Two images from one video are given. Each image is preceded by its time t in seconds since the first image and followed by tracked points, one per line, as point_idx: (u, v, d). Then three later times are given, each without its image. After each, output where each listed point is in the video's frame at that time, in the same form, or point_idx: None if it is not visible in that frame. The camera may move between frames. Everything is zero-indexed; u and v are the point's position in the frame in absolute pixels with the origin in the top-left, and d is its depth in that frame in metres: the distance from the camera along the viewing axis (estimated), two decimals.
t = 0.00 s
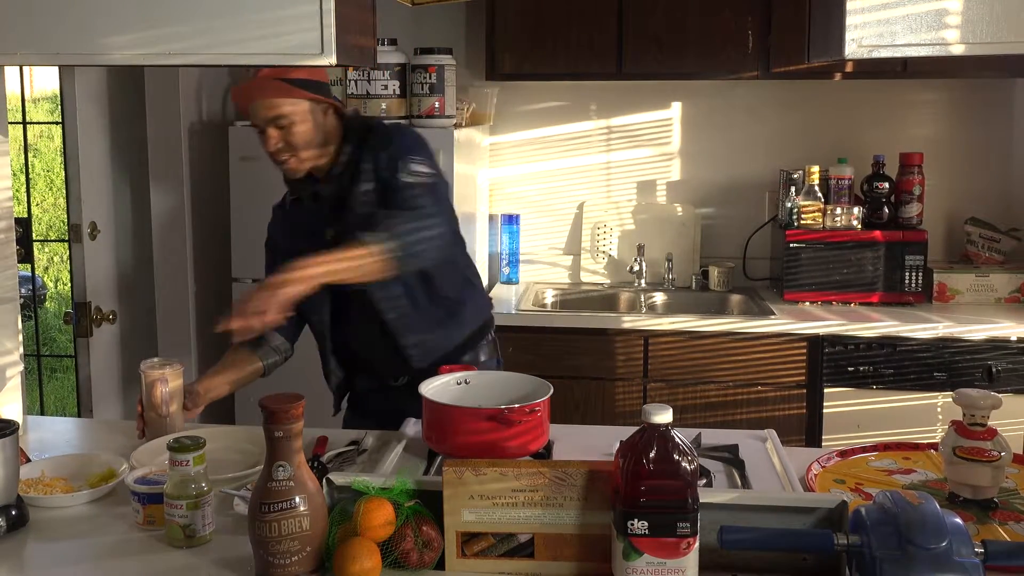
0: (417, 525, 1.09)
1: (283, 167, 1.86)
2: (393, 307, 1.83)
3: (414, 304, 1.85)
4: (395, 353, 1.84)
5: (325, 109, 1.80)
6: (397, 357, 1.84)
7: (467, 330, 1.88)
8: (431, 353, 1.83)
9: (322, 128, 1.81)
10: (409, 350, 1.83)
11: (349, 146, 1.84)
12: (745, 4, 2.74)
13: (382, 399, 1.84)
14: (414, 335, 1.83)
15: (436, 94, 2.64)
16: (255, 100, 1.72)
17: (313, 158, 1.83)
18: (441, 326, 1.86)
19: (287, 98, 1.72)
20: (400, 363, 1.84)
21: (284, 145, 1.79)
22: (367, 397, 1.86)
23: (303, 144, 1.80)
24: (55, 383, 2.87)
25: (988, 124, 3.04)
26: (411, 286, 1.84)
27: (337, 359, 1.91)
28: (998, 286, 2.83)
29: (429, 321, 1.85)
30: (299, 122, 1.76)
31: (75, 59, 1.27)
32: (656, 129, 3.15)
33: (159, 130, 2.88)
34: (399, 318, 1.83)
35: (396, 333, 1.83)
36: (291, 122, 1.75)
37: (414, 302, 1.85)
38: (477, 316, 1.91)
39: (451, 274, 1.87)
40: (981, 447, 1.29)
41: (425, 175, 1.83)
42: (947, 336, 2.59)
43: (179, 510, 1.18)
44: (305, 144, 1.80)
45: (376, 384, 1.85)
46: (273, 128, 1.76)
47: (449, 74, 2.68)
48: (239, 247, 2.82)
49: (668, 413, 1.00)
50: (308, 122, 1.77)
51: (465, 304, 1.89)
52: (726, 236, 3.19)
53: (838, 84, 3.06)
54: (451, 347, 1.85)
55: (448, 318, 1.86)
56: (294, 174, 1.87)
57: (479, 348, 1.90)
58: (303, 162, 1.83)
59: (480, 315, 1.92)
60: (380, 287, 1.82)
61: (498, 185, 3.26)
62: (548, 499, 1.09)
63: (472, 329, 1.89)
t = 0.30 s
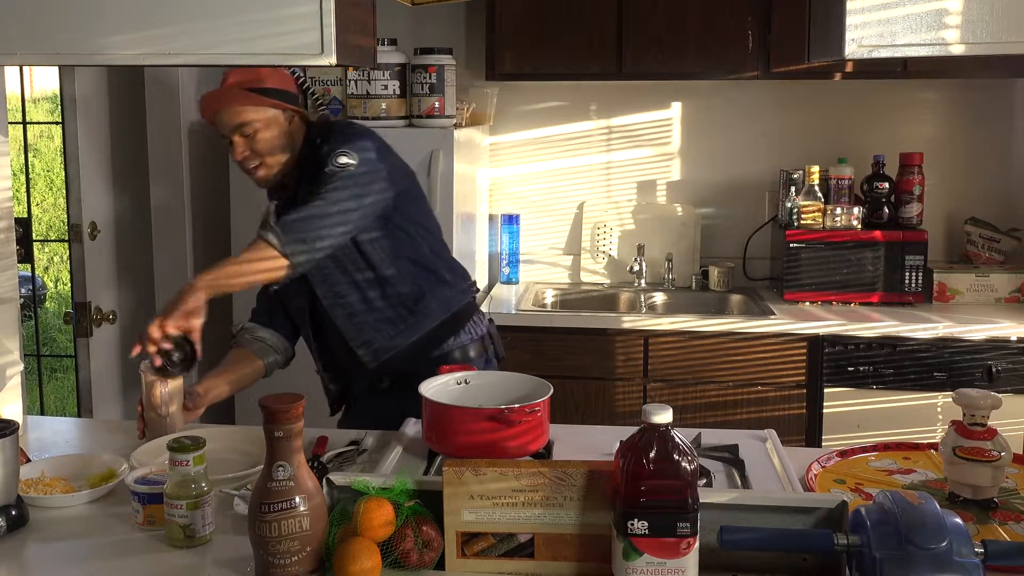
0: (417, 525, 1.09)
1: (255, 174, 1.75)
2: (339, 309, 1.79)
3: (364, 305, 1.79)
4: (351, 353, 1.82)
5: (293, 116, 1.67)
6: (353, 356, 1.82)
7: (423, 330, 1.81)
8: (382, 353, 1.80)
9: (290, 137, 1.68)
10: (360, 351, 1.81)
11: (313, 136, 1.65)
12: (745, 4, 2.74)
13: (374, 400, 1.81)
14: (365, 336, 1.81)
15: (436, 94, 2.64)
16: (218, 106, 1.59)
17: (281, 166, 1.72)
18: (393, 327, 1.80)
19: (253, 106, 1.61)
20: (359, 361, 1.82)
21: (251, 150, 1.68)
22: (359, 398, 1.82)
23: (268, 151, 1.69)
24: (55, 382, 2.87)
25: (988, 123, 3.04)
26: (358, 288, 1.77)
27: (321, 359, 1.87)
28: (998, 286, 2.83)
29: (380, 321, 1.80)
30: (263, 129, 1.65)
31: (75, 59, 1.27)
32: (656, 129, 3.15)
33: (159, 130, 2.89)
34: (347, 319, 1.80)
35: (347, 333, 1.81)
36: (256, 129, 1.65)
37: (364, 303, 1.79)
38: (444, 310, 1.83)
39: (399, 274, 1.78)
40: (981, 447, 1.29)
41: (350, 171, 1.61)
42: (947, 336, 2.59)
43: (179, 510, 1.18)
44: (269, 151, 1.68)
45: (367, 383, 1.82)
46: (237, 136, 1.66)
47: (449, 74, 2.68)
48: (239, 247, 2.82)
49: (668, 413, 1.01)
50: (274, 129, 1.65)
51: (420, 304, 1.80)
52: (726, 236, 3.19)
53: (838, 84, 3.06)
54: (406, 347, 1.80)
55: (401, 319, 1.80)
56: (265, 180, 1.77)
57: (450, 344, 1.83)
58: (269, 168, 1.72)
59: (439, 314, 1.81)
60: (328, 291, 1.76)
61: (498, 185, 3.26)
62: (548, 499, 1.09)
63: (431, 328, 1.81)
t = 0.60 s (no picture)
0: (417, 525, 1.09)
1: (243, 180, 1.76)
2: (324, 312, 1.77)
3: (350, 307, 1.78)
4: (338, 356, 1.80)
5: (280, 118, 1.68)
6: (339, 357, 1.81)
7: (410, 331, 1.79)
8: (367, 356, 1.78)
9: (276, 138, 1.69)
10: (345, 353, 1.79)
11: (301, 138, 1.69)
12: (745, 3, 2.74)
13: (368, 401, 1.83)
14: (350, 338, 1.78)
15: (436, 94, 2.64)
16: (207, 110, 1.61)
17: (268, 168, 1.72)
18: (380, 328, 1.78)
19: (240, 109, 1.61)
20: (345, 363, 1.81)
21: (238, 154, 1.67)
22: (354, 400, 1.84)
23: (255, 155, 1.68)
24: (55, 382, 2.86)
25: (988, 123, 3.04)
26: (343, 290, 1.76)
27: (310, 361, 1.86)
28: (998, 286, 2.82)
29: (366, 323, 1.78)
30: (251, 132, 1.64)
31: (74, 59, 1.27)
32: (656, 129, 3.15)
33: (159, 130, 2.89)
34: (332, 322, 1.78)
35: (331, 335, 1.79)
36: (244, 133, 1.64)
37: (350, 305, 1.78)
38: (433, 312, 1.81)
39: (386, 275, 1.77)
40: (981, 447, 1.29)
41: (337, 173, 1.58)
42: (947, 336, 2.59)
43: (178, 510, 1.18)
44: (256, 154, 1.68)
45: (359, 385, 1.83)
46: (223, 140, 1.65)
47: (449, 74, 2.68)
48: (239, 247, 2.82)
49: (668, 413, 1.01)
50: (261, 133, 1.65)
51: (406, 305, 1.79)
52: (726, 236, 3.19)
53: (838, 84, 3.06)
54: (392, 348, 1.79)
55: (387, 321, 1.78)
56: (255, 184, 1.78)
57: (438, 345, 1.83)
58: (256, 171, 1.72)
59: (427, 315, 1.80)
60: (315, 292, 1.75)
61: (498, 185, 3.26)
62: (548, 499, 1.09)
63: (418, 330, 1.80)
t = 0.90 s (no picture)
0: (417, 525, 1.09)
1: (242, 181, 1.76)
2: (322, 313, 1.77)
3: (348, 308, 1.78)
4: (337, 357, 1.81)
5: (276, 117, 1.67)
6: (337, 358, 1.81)
7: (409, 332, 1.79)
8: (366, 357, 1.78)
9: (272, 138, 1.68)
10: (343, 355, 1.79)
11: (296, 138, 1.68)
12: (746, 4, 2.74)
13: (368, 402, 1.83)
14: (349, 339, 1.79)
15: (436, 94, 2.64)
16: (203, 111, 1.61)
17: (265, 168, 1.72)
18: (378, 329, 1.78)
19: (236, 110, 1.61)
20: (344, 364, 1.81)
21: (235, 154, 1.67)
22: (353, 401, 1.84)
23: (252, 155, 1.68)
24: (55, 383, 2.86)
25: (989, 123, 3.03)
26: (341, 291, 1.76)
27: (308, 361, 1.86)
28: (998, 286, 2.82)
29: (364, 324, 1.78)
30: (246, 134, 1.64)
31: (74, 59, 1.27)
32: (656, 129, 3.15)
33: (159, 130, 2.89)
34: (330, 323, 1.78)
35: (329, 336, 1.79)
36: (240, 134, 1.64)
37: (348, 306, 1.78)
38: (431, 312, 1.81)
39: (384, 276, 1.77)
40: (981, 447, 1.29)
41: (335, 176, 1.59)
42: (947, 336, 2.59)
43: (179, 510, 1.18)
44: (253, 154, 1.68)
45: (358, 386, 1.83)
46: (219, 140, 1.65)
47: (449, 74, 2.68)
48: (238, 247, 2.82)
49: (668, 413, 1.01)
50: (257, 134, 1.65)
51: (405, 306, 1.79)
52: (726, 236, 3.19)
53: (839, 84, 3.06)
54: (391, 349, 1.79)
55: (385, 321, 1.78)
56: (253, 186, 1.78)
57: (437, 345, 1.83)
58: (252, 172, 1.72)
59: (425, 315, 1.80)
60: (314, 294, 1.75)
61: (498, 185, 3.26)
62: (548, 499, 1.09)
63: (416, 330, 1.80)
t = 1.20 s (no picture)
0: (417, 525, 1.09)
1: (244, 179, 1.76)
2: (326, 312, 1.77)
3: (352, 308, 1.77)
4: (340, 356, 1.81)
5: (280, 116, 1.67)
6: (340, 358, 1.81)
7: (412, 332, 1.79)
8: (369, 357, 1.78)
9: (276, 136, 1.69)
10: (347, 355, 1.79)
11: (300, 136, 1.67)
12: (746, 3, 2.74)
13: (370, 401, 1.84)
14: (352, 339, 1.78)
15: (436, 94, 2.64)
16: (206, 109, 1.61)
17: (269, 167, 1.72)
18: (381, 329, 1.78)
19: (239, 109, 1.61)
20: (347, 364, 1.81)
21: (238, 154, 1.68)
22: (356, 400, 1.85)
23: (255, 154, 1.68)
24: (55, 383, 2.86)
25: (989, 123, 3.03)
26: (344, 291, 1.75)
27: (310, 360, 1.86)
28: (998, 286, 2.82)
29: (368, 325, 1.78)
30: (250, 132, 1.65)
31: (74, 58, 1.27)
32: (656, 129, 3.15)
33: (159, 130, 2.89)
34: (334, 323, 1.78)
35: (333, 336, 1.79)
36: (243, 132, 1.64)
37: (352, 306, 1.77)
38: (435, 312, 1.81)
39: (388, 276, 1.76)
40: (981, 447, 1.29)
41: (342, 176, 1.58)
42: (947, 336, 2.59)
43: (178, 510, 1.18)
44: (256, 154, 1.68)
45: (361, 384, 1.84)
46: (222, 139, 1.65)
47: (449, 74, 2.68)
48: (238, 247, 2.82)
49: (668, 413, 1.01)
50: (260, 132, 1.65)
51: (408, 306, 1.78)
52: (726, 236, 3.19)
53: (839, 84, 3.06)
54: (395, 349, 1.79)
55: (389, 322, 1.78)
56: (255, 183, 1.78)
57: (439, 344, 1.83)
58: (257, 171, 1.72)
59: (429, 315, 1.80)
60: (317, 293, 1.75)
61: (498, 185, 3.26)
62: (548, 499, 1.09)
63: (420, 330, 1.80)
